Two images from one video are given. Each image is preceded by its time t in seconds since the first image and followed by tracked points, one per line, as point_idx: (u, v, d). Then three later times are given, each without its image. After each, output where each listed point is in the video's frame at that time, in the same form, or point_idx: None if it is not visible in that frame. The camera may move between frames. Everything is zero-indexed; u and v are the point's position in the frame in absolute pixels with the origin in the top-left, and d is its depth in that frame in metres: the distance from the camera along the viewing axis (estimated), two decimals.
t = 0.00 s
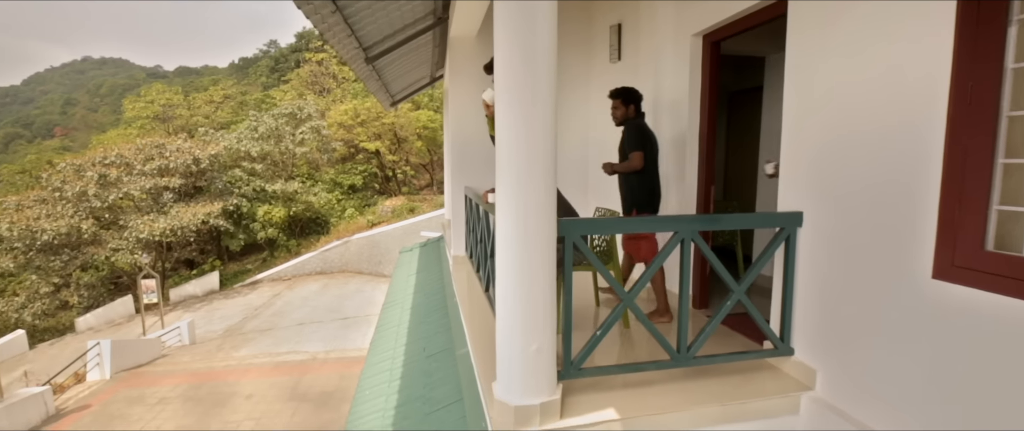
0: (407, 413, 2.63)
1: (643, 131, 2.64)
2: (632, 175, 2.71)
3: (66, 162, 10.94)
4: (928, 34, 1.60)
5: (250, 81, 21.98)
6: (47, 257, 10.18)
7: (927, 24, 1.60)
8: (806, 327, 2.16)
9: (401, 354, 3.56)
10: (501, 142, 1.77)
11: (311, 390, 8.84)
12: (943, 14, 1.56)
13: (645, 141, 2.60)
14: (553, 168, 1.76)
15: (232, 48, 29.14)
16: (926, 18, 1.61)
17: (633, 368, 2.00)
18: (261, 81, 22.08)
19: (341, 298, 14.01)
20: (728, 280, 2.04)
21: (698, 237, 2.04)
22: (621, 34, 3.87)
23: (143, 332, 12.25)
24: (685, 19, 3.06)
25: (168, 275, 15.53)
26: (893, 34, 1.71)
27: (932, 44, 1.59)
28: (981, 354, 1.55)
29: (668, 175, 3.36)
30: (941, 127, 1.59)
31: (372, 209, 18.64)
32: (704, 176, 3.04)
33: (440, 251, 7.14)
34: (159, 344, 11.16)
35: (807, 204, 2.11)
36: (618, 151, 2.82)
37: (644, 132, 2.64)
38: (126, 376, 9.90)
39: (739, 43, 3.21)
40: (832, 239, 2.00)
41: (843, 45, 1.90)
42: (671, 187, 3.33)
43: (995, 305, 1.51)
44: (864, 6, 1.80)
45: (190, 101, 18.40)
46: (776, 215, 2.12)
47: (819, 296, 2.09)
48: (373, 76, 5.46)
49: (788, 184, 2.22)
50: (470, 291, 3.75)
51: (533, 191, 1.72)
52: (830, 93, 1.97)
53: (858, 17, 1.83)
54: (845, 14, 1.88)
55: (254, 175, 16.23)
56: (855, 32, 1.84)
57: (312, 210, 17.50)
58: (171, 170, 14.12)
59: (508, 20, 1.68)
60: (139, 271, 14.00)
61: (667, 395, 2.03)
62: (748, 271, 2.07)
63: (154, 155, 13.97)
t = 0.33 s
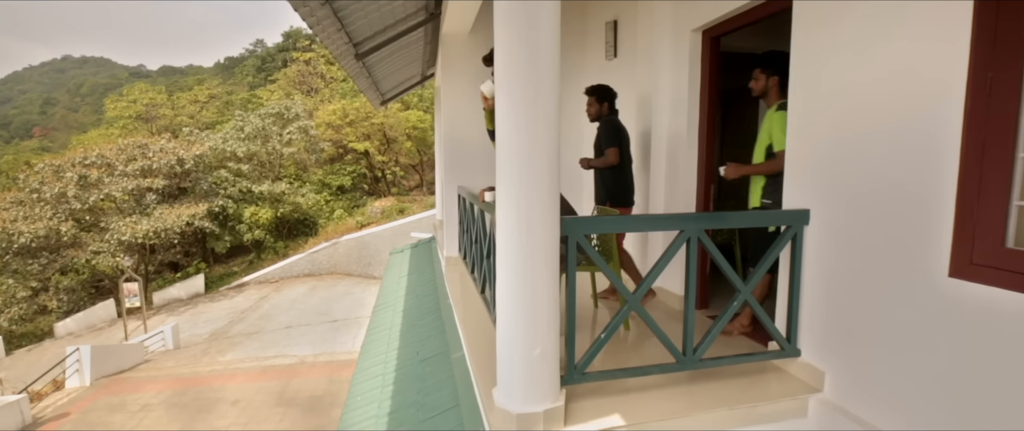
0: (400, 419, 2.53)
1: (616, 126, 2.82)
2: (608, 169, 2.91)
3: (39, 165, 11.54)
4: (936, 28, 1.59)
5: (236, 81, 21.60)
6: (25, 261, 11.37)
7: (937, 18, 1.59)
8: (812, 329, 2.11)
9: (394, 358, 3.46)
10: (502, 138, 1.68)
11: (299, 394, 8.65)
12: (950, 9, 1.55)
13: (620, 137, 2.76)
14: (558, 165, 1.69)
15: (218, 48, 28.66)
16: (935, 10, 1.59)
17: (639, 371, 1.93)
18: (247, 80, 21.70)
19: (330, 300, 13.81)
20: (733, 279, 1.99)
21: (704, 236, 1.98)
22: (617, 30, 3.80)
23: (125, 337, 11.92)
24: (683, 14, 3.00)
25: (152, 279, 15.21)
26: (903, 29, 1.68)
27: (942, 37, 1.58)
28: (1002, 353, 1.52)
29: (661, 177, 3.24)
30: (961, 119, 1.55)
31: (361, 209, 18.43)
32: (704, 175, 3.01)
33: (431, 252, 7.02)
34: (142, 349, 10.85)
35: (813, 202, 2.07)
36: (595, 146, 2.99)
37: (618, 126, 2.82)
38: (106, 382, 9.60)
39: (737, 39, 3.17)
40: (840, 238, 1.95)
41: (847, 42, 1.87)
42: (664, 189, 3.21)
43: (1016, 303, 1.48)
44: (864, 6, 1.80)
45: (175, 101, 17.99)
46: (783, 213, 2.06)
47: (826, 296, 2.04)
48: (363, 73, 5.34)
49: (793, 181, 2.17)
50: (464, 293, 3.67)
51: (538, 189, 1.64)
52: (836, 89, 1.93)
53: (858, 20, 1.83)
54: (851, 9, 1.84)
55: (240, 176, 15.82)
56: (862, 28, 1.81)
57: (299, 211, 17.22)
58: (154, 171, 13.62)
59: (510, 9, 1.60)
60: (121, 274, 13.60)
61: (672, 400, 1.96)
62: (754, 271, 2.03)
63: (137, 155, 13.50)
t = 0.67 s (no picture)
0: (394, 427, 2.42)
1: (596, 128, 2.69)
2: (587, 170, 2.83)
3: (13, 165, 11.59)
4: (938, 29, 1.59)
5: (221, 81, 21.22)
6: None
7: (945, 15, 1.57)
8: (820, 330, 2.06)
9: (387, 362, 3.35)
10: (505, 136, 1.59)
11: (287, 399, 8.46)
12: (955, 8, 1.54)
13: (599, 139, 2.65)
14: (563, 165, 1.61)
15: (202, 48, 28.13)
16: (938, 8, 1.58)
17: (647, 375, 1.86)
18: (233, 80, 21.32)
19: (318, 303, 13.59)
20: (741, 279, 1.94)
21: (714, 234, 1.91)
22: (613, 26, 3.57)
23: (106, 342, 11.57)
24: (682, 10, 2.94)
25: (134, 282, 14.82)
26: (911, 28, 1.66)
27: (950, 35, 1.56)
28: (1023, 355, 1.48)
29: (660, 177, 3.14)
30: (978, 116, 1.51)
31: (349, 211, 18.25)
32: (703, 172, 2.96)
33: (423, 254, 6.91)
34: (124, 354, 10.51)
35: (821, 200, 2.02)
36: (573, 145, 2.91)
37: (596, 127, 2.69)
38: (86, 389, 9.29)
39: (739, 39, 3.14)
40: (850, 238, 1.91)
41: (852, 41, 1.85)
42: (663, 189, 3.13)
43: None
44: (864, 9, 1.79)
45: (158, 100, 17.58)
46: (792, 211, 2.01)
47: (834, 296, 1.99)
48: (353, 70, 5.23)
49: (800, 180, 2.11)
50: (458, 295, 3.58)
51: (543, 190, 1.57)
52: (843, 87, 1.89)
53: (863, 19, 1.80)
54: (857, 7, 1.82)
55: (225, 176, 15.36)
56: (868, 27, 1.79)
57: (287, 212, 16.94)
58: (137, 172, 13.10)
59: None
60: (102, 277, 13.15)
61: (680, 404, 1.89)
62: (763, 271, 1.97)
63: (118, 156, 12.97)
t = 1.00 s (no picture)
0: None
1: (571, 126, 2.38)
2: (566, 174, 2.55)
3: None
4: (940, 36, 1.59)
5: (205, 80, 20.79)
6: None
7: (957, 14, 1.54)
8: (829, 331, 2.01)
9: (380, 367, 3.25)
10: (508, 132, 1.51)
11: (275, 404, 8.24)
12: (956, 10, 1.54)
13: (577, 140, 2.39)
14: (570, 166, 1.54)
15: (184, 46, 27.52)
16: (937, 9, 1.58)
17: (654, 380, 1.79)
18: (218, 79, 20.91)
19: (306, 305, 13.37)
20: (750, 279, 1.89)
21: (724, 232, 1.85)
22: (610, 23, 3.52)
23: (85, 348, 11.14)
24: (682, 7, 2.92)
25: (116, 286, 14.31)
26: (919, 28, 1.64)
27: (955, 36, 1.55)
28: None
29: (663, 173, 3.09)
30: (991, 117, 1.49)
31: (338, 212, 18.01)
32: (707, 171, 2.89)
33: (413, 255, 6.79)
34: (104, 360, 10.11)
35: (832, 198, 1.97)
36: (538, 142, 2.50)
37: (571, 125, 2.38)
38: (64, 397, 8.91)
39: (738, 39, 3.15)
40: (864, 238, 1.86)
41: (864, 38, 1.81)
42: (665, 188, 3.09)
43: None
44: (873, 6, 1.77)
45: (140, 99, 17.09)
46: (802, 209, 1.96)
47: (845, 296, 1.94)
48: (343, 68, 5.12)
49: (809, 178, 2.07)
50: (452, 298, 3.48)
51: (550, 190, 1.48)
52: (854, 84, 1.86)
53: (870, 18, 1.78)
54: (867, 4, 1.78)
55: (210, 177, 15.19)
56: (875, 26, 1.77)
57: (273, 214, 16.66)
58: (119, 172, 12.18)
59: None
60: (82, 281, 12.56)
61: (688, 410, 1.82)
62: (772, 270, 1.92)
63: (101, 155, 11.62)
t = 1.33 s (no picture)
0: None
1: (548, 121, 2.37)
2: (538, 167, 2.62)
3: None
4: (938, 46, 1.61)
5: (189, 79, 20.34)
6: None
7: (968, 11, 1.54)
8: (839, 332, 1.97)
9: (373, 373, 3.14)
10: (515, 131, 1.44)
11: (261, 411, 8.01)
12: (953, 17, 1.57)
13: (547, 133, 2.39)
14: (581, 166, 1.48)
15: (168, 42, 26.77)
16: (936, 10, 1.61)
17: (666, 385, 1.72)
18: (202, 79, 20.48)
19: (293, 309, 13.12)
20: (760, 279, 1.84)
21: (735, 231, 1.80)
22: (606, 21, 3.45)
23: (63, 354, 10.71)
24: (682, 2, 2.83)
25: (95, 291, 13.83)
26: (921, 29, 1.65)
27: (949, 41, 1.59)
28: None
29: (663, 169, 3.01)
30: (993, 121, 1.51)
31: (325, 213, 17.73)
32: (709, 169, 2.81)
33: (404, 256, 6.68)
34: (85, 366, 9.76)
35: (842, 196, 1.93)
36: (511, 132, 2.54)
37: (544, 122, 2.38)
38: (41, 405, 8.55)
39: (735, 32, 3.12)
40: (876, 235, 1.82)
41: (873, 34, 1.79)
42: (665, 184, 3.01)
43: None
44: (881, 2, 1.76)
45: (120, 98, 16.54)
46: (813, 207, 1.91)
47: (856, 297, 1.90)
48: (332, 65, 5.02)
49: (817, 177, 2.03)
50: (448, 300, 3.39)
51: (561, 191, 1.41)
52: (862, 84, 1.84)
53: (874, 20, 1.79)
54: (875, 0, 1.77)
55: (194, 178, 14.75)
56: (881, 27, 1.77)
57: (259, 215, 16.36)
58: (98, 174, 11.97)
59: None
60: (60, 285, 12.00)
61: (701, 415, 1.76)
62: (782, 270, 1.88)
63: (77, 157, 11.81)
